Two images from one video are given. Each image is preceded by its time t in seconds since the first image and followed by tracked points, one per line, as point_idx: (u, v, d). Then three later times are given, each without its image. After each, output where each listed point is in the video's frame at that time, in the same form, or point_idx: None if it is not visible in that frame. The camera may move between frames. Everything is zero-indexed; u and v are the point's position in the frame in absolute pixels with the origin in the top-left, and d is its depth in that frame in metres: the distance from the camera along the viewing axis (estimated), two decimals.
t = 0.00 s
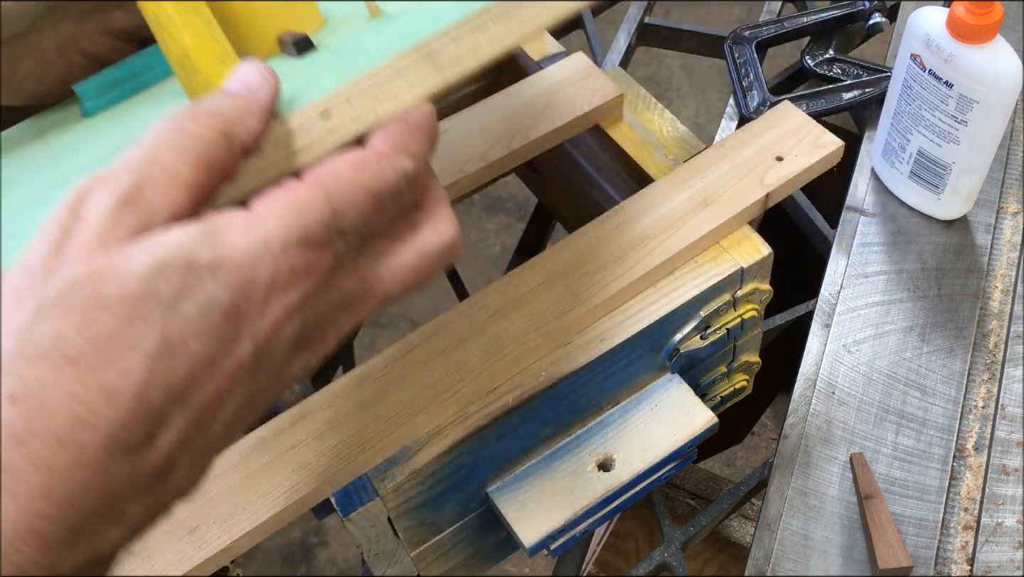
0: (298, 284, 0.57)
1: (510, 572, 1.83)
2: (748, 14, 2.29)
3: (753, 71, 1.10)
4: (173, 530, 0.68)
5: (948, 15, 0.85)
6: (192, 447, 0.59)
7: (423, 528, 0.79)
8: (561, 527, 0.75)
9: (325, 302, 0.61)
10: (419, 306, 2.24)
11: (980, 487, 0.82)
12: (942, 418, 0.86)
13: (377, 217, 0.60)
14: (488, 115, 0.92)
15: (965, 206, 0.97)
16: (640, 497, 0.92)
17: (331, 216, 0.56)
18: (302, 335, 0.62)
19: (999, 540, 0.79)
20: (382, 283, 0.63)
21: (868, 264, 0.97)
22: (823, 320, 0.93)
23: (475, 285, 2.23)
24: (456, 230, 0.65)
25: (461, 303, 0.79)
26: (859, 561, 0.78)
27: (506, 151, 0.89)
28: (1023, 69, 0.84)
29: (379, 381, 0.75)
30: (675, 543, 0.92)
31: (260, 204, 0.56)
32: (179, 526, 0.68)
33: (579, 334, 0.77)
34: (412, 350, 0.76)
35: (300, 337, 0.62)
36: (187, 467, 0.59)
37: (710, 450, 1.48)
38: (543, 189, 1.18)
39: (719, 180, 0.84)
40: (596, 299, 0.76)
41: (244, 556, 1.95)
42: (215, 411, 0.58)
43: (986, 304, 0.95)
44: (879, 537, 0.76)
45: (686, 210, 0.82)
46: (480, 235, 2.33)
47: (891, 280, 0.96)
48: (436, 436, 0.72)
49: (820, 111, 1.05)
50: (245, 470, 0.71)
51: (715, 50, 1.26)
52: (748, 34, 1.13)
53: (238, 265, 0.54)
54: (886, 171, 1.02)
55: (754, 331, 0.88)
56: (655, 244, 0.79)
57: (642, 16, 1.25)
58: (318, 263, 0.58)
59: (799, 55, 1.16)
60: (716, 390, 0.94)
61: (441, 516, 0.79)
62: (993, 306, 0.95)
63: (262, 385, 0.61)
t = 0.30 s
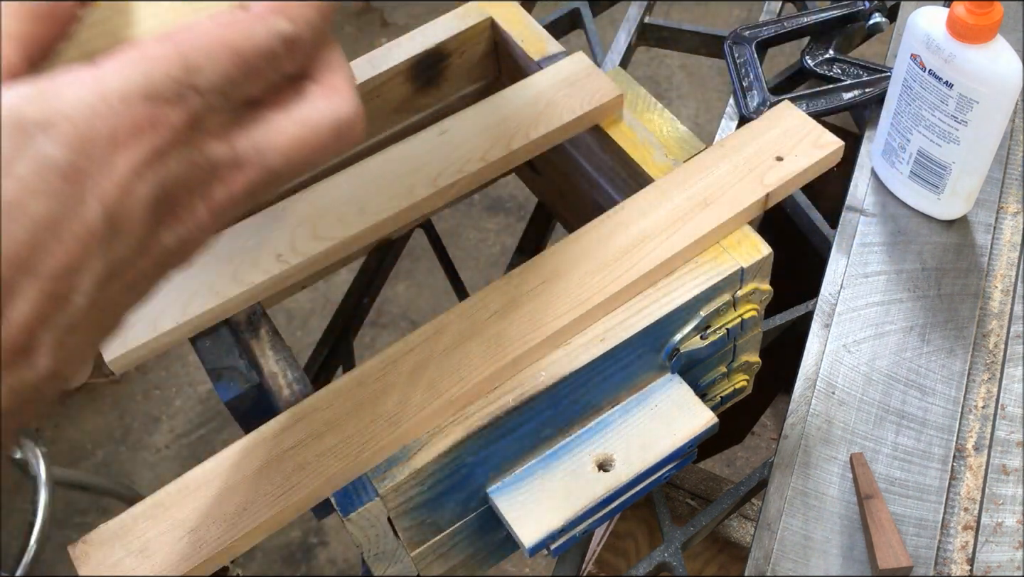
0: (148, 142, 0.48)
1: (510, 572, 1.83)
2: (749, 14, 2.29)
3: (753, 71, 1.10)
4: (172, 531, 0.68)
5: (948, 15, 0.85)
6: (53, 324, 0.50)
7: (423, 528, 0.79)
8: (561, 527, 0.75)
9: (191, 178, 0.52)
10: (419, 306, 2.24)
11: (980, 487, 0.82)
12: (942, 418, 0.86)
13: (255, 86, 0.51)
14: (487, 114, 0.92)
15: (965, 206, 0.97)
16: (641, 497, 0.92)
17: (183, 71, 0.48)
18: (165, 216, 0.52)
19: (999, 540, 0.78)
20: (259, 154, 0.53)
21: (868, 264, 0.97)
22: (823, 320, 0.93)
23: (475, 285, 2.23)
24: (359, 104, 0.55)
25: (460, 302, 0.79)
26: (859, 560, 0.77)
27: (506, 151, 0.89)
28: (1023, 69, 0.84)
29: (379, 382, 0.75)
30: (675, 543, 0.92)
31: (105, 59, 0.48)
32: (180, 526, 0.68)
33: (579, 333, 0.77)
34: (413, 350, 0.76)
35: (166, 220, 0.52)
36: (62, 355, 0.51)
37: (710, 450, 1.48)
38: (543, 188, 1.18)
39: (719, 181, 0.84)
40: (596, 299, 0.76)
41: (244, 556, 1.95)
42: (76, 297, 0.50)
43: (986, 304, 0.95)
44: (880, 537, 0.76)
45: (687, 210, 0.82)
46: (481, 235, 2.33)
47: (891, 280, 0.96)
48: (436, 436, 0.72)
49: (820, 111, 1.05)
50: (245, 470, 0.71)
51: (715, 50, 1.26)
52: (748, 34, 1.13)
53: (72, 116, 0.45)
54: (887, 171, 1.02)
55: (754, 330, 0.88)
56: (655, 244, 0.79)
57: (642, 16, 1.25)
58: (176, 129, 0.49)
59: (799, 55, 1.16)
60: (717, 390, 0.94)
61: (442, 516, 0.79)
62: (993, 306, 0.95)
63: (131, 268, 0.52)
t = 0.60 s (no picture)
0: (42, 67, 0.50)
1: (510, 572, 1.83)
2: (749, 14, 2.29)
3: (753, 71, 1.10)
4: (172, 531, 0.68)
5: (948, 15, 0.85)
6: None
7: (423, 528, 0.79)
8: (561, 527, 0.75)
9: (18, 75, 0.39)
10: (419, 306, 2.24)
11: (980, 487, 0.82)
12: (942, 418, 0.86)
13: None
14: (487, 115, 0.92)
15: (965, 206, 0.97)
16: (641, 496, 0.92)
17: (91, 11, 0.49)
18: None
19: (999, 540, 0.78)
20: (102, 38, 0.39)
21: (868, 264, 0.97)
22: (823, 320, 0.93)
23: (475, 285, 2.23)
24: None
25: (460, 302, 0.79)
26: (859, 561, 0.77)
27: (506, 151, 0.89)
28: (1023, 69, 0.84)
29: (380, 382, 0.75)
30: (675, 543, 0.92)
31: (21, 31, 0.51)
32: (179, 526, 0.68)
33: (580, 333, 0.77)
34: (413, 350, 0.76)
35: None
36: None
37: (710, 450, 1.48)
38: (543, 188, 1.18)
39: (719, 181, 0.84)
40: (595, 299, 0.76)
41: (244, 556, 1.95)
42: None
43: (986, 304, 0.95)
44: (880, 537, 0.76)
45: (687, 210, 0.81)
46: (481, 235, 2.33)
47: (891, 280, 0.96)
48: (436, 436, 0.73)
49: (820, 111, 1.05)
50: (244, 470, 0.71)
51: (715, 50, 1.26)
52: (748, 34, 1.13)
53: None
54: (887, 171, 1.02)
55: (754, 330, 0.88)
56: (655, 244, 0.79)
57: (642, 15, 1.25)
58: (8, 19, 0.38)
59: (799, 55, 1.16)
60: (716, 390, 0.94)
61: (441, 517, 0.79)
62: (993, 306, 0.94)
63: None
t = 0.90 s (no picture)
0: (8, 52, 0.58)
1: (510, 572, 1.84)
2: (748, 14, 2.29)
3: (753, 71, 1.10)
4: (173, 531, 0.68)
5: (948, 15, 0.85)
6: None
7: (422, 528, 0.79)
8: (561, 527, 0.75)
9: None
10: (419, 305, 2.25)
11: (980, 487, 0.82)
12: (942, 418, 0.86)
13: None
14: (487, 115, 0.93)
15: (965, 206, 0.97)
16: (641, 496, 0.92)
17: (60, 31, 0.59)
18: None
19: (999, 540, 0.78)
20: None
21: (868, 264, 0.97)
22: (823, 320, 0.93)
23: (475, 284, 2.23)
24: None
25: (460, 302, 0.79)
26: (859, 561, 0.77)
27: (506, 151, 0.89)
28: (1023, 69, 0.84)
29: (380, 382, 0.75)
30: (675, 543, 0.92)
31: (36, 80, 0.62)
32: (180, 526, 0.68)
33: (579, 333, 0.77)
34: (413, 350, 0.76)
35: None
36: None
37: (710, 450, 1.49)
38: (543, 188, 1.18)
39: (719, 182, 0.84)
40: (595, 299, 0.76)
41: (244, 556, 1.95)
42: None
43: (986, 304, 0.95)
44: (879, 537, 0.76)
45: (687, 210, 0.82)
46: (481, 235, 2.34)
47: (891, 280, 0.96)
48: (436, 436, 0.73)
49: (820, 111, 1.05)
50: (245, 470, 0.71)
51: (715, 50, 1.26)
52: (748, 34, 1.13)
53: None
54: (886, 171, 1.02)
55: (754, 331, 0.88)
56: (655, 244, 0.79)
57: (642, 15, 1.25)
58: None
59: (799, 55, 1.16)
60: (716, 390, 0.94)
61: (441, 517, 0.79)
62: (993, 306, 0.95)
63: None
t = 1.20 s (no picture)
0: None
1: (510, 572, 1.84)
2: (749, 14, 2.29)
3: (753, 71, 1.10)
4: (173, 531, 0.68)
5: (948, 15, 0.85)
6: None
7: (423, 528, 0.79)
8: (561, 527, 0.75)
9: None
10: (419, 305, 2.25)
11: (980, 487, 0.82)
12: (942, 418, 0.86)
13: None
14: (487, 115, 0.93)
15: (965, 206, 0.97)
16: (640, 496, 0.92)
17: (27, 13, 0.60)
18: None
19: (999, 540, 0.78)
20: None
21: (868, 265, 0.97)
22: (823, 320, 0.93)
23: (475, 284, 2.23)
24: None
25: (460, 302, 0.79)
26: (859, 560, 0.77)
27: (506, 151, 0.89)
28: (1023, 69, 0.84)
29: (380, 382, 0.75)
30: (675, 543, 0.92)
31: None
32: (180, 526, 0.68)
33: (579, 333, 0.77)
34: (413, 350, 0.76)
35: None
36: None
37: (710, 450, 1.49)
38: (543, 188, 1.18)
39: (718, 182, 0.84)
40: (595, 299, 0.76)
41: (244, 556, 1.95)
42: None
43: (986, 304, 0.95)
44: (879, 536, 0.76)
45: (686, 210, 0.82)
46: (481, 235, 2.34)
47: (891, 281, 0.96)
48: (436, 436, 0.73)
49: (820, 111, 1.05)
50: (245, 470, 0.71)
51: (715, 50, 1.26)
52: (748, 34, 1.13)
53: None
54: (887, 171, 1.02)
55: (754, 331, 0.88)
56: (654, 244, 0.79)
57: (642, 15, 1.25)
58: None
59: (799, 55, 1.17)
60: (716, 390, 0.94)
61: (442, 516, 0.79)
62: (993, 305, 0.95)
63: None
